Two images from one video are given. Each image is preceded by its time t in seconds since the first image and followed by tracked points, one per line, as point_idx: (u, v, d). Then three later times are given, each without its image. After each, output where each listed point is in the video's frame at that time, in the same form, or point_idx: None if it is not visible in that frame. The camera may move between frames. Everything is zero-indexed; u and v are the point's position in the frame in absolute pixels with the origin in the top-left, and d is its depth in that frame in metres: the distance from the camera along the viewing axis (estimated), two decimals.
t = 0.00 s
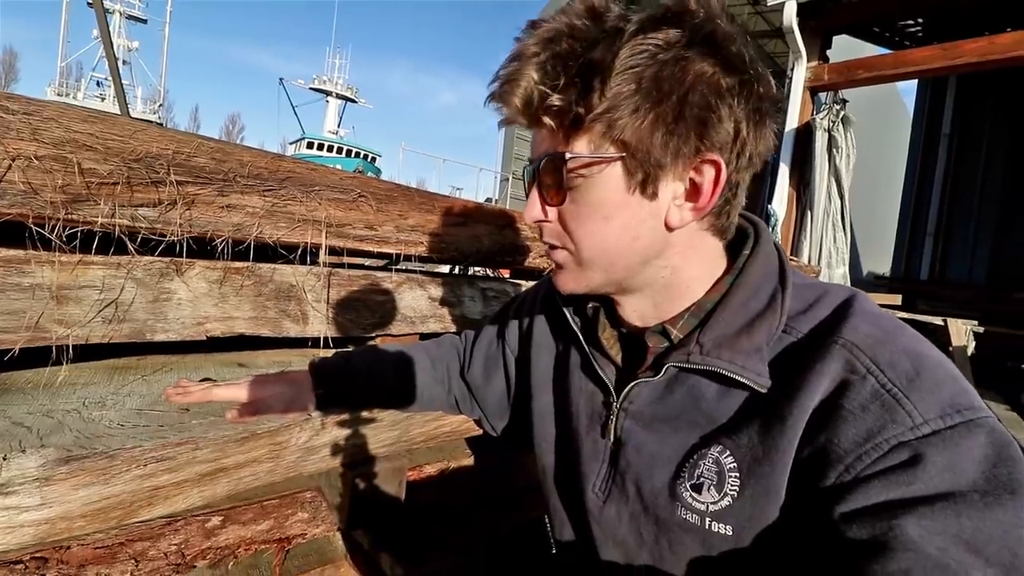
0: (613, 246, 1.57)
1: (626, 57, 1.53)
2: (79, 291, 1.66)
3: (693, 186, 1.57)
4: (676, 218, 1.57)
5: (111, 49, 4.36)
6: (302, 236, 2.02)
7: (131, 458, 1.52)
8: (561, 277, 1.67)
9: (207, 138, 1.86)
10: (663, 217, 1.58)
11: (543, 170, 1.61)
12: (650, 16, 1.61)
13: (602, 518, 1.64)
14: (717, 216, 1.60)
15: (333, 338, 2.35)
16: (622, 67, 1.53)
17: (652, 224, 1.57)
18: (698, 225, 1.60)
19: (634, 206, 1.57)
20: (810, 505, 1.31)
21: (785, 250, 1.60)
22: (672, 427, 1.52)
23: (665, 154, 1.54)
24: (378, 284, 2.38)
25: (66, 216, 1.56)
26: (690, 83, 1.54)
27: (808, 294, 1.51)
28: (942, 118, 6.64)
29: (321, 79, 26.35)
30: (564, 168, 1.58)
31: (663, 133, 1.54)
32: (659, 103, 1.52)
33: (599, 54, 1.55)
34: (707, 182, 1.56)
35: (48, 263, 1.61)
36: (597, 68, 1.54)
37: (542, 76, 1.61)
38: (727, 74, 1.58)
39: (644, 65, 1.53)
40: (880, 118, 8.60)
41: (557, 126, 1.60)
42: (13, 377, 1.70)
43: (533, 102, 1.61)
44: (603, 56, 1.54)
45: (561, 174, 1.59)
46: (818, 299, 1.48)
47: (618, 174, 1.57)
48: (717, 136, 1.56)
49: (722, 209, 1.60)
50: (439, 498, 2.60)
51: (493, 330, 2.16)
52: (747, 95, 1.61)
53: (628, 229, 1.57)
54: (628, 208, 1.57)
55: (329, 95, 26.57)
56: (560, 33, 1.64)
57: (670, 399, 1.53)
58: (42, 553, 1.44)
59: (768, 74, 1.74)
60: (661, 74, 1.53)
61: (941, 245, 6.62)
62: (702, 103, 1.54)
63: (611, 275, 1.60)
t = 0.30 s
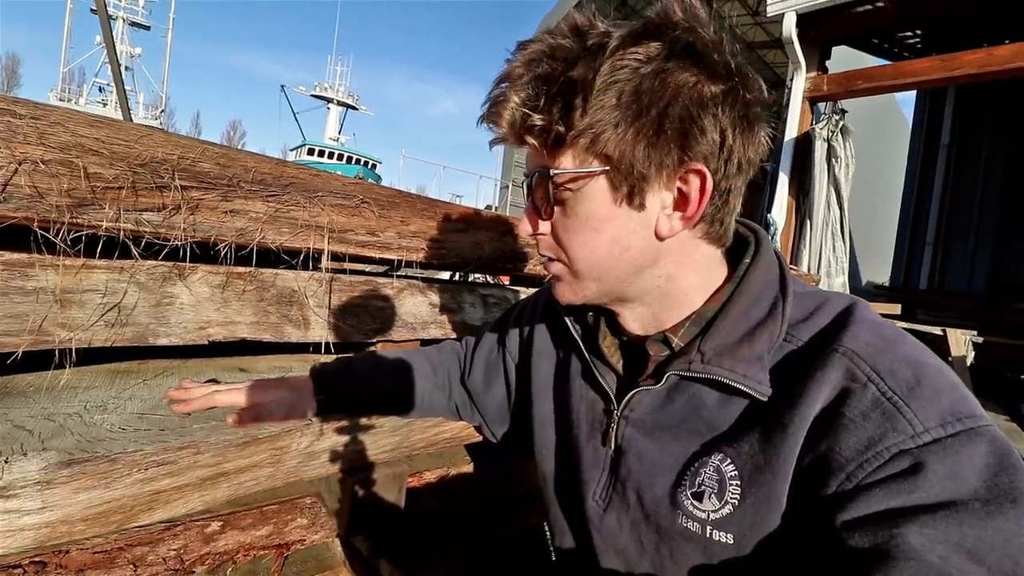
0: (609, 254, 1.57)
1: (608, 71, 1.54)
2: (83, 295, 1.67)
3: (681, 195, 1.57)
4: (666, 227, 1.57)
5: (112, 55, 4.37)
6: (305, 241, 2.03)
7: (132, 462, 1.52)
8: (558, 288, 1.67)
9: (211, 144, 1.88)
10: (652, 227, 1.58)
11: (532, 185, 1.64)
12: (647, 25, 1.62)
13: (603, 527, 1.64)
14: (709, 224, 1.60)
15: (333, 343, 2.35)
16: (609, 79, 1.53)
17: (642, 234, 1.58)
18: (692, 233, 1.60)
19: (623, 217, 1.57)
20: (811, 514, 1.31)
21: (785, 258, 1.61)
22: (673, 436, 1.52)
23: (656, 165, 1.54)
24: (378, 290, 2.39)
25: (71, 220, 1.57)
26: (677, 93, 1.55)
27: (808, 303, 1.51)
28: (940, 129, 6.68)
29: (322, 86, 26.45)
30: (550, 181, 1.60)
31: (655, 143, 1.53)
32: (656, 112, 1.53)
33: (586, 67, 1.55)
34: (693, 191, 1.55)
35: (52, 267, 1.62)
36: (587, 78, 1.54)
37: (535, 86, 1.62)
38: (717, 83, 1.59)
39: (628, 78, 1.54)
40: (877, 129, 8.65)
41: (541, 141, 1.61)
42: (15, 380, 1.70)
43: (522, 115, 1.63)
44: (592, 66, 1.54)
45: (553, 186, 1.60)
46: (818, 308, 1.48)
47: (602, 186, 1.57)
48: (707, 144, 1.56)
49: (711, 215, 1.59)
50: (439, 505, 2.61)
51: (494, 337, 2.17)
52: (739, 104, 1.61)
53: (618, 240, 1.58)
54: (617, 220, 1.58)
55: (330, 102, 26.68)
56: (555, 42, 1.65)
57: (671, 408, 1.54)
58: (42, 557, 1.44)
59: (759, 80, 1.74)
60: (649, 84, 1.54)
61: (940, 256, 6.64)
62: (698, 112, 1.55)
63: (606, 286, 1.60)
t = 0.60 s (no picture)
0: (605, 259, 1.58)
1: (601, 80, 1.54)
2: (83, 304, 1.67)
3: (674, 201, 1.57)
4: (659, 233, 1.58)
5: (112, 64, 4.38)
6: (304, 248, 2.03)
7: (132, 471, 1.52)
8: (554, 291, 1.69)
9: (211, 152, 1.88)
10: (646, 232, 1.58)
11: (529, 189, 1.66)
12: (641, 31, 1.63)
13: (604, 532, 1.64)
14: (705, 228, 1.59)
15: (334, 350, 2.35)
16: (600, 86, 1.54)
17: (636, 239, 1.58)
18: (686, 239, 1.60)
19: (616, 222, 1.58)
20: (810, 517, 1.31)
21: (783, 261, 1.61)
22: (673, 439, 1.52)
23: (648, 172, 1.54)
24: (378, 296, 2.39)
25: (71, 230, 1.57)
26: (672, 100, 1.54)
27: (807, 305, 1.51)
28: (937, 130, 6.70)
29: (320, 93, 26.47)
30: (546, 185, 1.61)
31: (649, 149, 1.54)
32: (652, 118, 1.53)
33: (580, 75, 1.56)
34: (686, 197, 1.55)
35: (52, 277, 1.63)
36: (580, 85, 1.55)
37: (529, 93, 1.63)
38: (712, 89, 1.59)
39: (622, 85, 1.54)
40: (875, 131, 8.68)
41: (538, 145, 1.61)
42: (15, 390, 1.70)
43: (517, 121, 1.64)
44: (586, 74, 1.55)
45: (548, 191, 1.61)
46: (817, 310, 1.49)
47: (597, 189, 1.57)
48: (698, 150, 1.56)
49: (704, 221, 1.58)
50: (439, 510, 2.60)
51: (494, 342, 2.17)
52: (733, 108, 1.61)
53: (612, 245, 1.58)
54: (611, 224, 1.58)
55: (328, 109, 26.74)
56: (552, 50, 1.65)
57: (670, 411, 1.54)
58: (42, 568, 1.43)
59: (756, 85, 1.74)
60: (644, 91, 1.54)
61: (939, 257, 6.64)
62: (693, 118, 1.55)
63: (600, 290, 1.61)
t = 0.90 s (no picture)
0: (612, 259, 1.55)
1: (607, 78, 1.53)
2: (81, 305, 1.67)
3: (701, 193, 1.58)
4: (688, 224, 1.57)
5: (110, 64, 4.38)
6: (303, 248, 2.02)
7: (132, 472, 1.51)
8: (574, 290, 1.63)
9: (208, 153, 1.90)
10: (675, 223, 1.56)
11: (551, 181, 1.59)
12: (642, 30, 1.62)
13: (605, 533, 1.63)
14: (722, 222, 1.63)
15: (333, 350, 2.35)
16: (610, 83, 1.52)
17: (665, 229, 1.56)
18: (704, 232, 1.62)
19: (648, 213, 1.54)
20: (812, 518, 1.31)
21: (784, 260, 1.60)
22: (674, 440, 1.52)
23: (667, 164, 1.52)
24: (378, 295, 2.39)
25: (68, 230, 1.55)
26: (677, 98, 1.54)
27: (808, 305, 1.51)
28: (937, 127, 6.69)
29: (319, 92, 26.45)
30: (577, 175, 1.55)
31: (687, 139, 1.54)
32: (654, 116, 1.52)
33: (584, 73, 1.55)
34: (715, 189, 1.57)
35: (50, 278, 1.62)
36: (580, 85, 1.55)
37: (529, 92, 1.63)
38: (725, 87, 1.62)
39: (654, 75, 1.53)
40: (874, 128, 8.68)
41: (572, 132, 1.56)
42: (14, 392, 1.69)
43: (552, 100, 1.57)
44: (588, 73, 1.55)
45: (581, 175, 1.55)
46: (818, 310, 1.48)
47: (636, 179, 1.53)
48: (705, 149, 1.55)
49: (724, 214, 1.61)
50: (439, 509, 2.60)
51: (494, 342, 2.16)
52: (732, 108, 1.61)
53: (643, 237, 1.54)
54: (642, 215, 1.54)
55: (327, 108, 26.71)
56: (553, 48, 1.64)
57: (672, 412, 1.53)
58: (42, 569, 1.43)
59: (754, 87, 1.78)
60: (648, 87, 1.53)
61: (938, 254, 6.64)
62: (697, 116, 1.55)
63: (631, 284, 1.57)
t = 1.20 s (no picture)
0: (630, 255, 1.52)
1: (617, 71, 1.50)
2: (78, 302, 1.66)
3: (728, 185, 1.66)
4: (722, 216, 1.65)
5: (108, 61, 4.36)
6: (302, 245, 2.01)
7: (130, 470, 1.51)
8: (634, 285, 1.54)
9: (207, 149, 1.88)
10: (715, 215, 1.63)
11: (623, 164, 1.50)
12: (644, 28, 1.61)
13: (605, 531, 1.63)
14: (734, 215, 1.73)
15: (332, 347, 2.34)
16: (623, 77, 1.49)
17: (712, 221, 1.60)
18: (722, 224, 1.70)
19: (705, 202, 1.57)
20: (812, 517, 1.30)
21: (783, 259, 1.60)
22: (675, 439, 1.52)
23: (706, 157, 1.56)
24: (377, 293, 2.38)
25: (66, 227, 1.54)
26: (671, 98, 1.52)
27: (808, 304, 1.51)
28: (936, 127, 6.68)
29: (318, 88, 26.38)
30: (657, 160, 1.49)
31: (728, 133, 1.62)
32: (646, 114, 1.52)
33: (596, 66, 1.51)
34: (739, 182, 1.68)
35: (47, 274, 1.61)
36: (664, 64, 1.51)
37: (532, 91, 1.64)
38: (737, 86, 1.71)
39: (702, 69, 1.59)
40: (872, 128, 8.68)
41: (647, 113, 1.52)
42: (12, 389, 1.68)
43: (631, 76, 1.49)
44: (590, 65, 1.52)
45: (656, 162, 1.49)
46: (818, 309, 1.48)
47: (700, 169, 1.55)
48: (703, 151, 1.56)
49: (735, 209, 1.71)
50: (439, 507, 2.58)
51: (494, 340, 2.16)
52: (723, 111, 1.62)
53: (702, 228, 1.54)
54: (700, 205, 1.55)
55: (326, 105, 26.69)
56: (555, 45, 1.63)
57: (673, 411, 1.53)
58: (40, 567, 1.43)
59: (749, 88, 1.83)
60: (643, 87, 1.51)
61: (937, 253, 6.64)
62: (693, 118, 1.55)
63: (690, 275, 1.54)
